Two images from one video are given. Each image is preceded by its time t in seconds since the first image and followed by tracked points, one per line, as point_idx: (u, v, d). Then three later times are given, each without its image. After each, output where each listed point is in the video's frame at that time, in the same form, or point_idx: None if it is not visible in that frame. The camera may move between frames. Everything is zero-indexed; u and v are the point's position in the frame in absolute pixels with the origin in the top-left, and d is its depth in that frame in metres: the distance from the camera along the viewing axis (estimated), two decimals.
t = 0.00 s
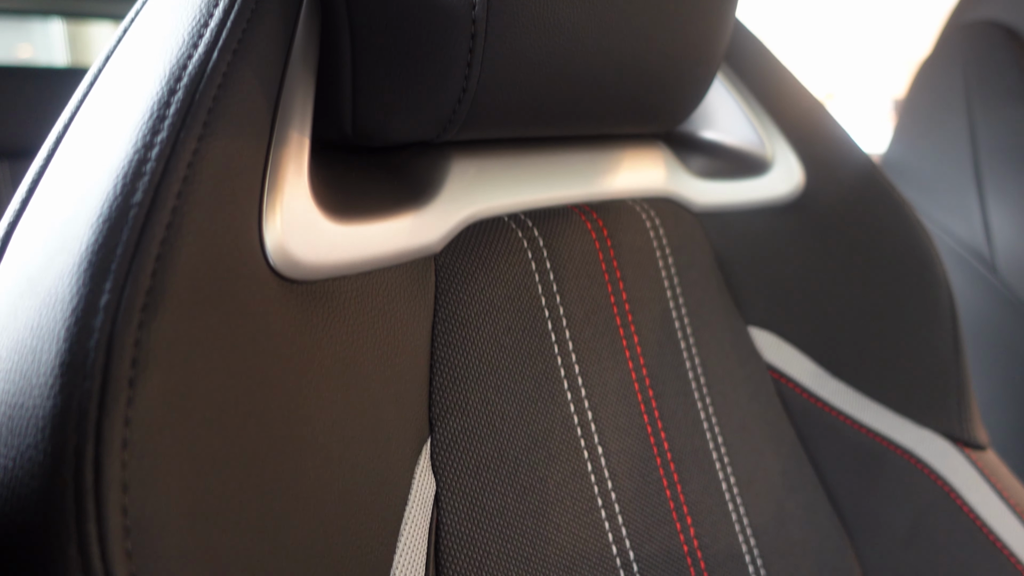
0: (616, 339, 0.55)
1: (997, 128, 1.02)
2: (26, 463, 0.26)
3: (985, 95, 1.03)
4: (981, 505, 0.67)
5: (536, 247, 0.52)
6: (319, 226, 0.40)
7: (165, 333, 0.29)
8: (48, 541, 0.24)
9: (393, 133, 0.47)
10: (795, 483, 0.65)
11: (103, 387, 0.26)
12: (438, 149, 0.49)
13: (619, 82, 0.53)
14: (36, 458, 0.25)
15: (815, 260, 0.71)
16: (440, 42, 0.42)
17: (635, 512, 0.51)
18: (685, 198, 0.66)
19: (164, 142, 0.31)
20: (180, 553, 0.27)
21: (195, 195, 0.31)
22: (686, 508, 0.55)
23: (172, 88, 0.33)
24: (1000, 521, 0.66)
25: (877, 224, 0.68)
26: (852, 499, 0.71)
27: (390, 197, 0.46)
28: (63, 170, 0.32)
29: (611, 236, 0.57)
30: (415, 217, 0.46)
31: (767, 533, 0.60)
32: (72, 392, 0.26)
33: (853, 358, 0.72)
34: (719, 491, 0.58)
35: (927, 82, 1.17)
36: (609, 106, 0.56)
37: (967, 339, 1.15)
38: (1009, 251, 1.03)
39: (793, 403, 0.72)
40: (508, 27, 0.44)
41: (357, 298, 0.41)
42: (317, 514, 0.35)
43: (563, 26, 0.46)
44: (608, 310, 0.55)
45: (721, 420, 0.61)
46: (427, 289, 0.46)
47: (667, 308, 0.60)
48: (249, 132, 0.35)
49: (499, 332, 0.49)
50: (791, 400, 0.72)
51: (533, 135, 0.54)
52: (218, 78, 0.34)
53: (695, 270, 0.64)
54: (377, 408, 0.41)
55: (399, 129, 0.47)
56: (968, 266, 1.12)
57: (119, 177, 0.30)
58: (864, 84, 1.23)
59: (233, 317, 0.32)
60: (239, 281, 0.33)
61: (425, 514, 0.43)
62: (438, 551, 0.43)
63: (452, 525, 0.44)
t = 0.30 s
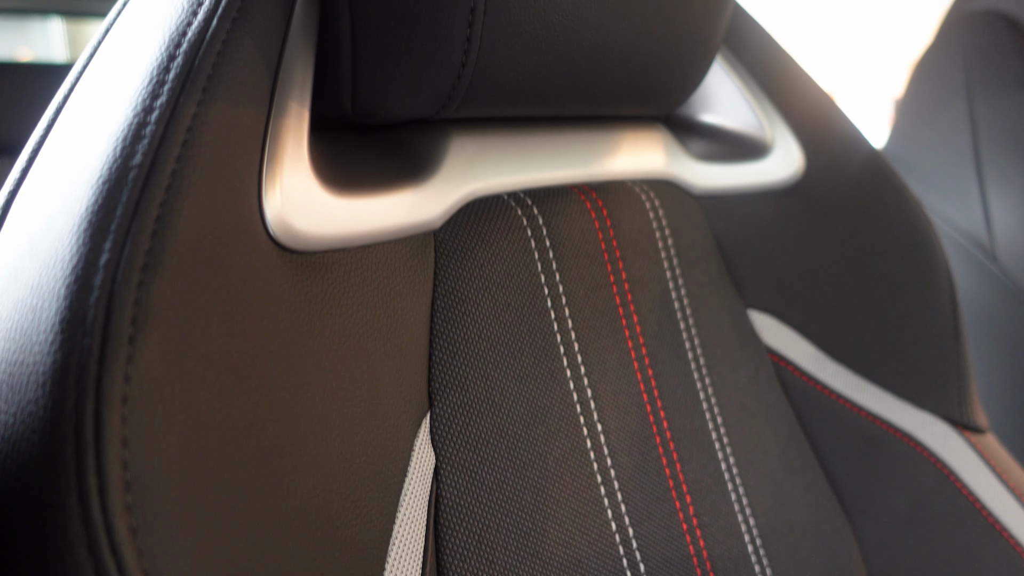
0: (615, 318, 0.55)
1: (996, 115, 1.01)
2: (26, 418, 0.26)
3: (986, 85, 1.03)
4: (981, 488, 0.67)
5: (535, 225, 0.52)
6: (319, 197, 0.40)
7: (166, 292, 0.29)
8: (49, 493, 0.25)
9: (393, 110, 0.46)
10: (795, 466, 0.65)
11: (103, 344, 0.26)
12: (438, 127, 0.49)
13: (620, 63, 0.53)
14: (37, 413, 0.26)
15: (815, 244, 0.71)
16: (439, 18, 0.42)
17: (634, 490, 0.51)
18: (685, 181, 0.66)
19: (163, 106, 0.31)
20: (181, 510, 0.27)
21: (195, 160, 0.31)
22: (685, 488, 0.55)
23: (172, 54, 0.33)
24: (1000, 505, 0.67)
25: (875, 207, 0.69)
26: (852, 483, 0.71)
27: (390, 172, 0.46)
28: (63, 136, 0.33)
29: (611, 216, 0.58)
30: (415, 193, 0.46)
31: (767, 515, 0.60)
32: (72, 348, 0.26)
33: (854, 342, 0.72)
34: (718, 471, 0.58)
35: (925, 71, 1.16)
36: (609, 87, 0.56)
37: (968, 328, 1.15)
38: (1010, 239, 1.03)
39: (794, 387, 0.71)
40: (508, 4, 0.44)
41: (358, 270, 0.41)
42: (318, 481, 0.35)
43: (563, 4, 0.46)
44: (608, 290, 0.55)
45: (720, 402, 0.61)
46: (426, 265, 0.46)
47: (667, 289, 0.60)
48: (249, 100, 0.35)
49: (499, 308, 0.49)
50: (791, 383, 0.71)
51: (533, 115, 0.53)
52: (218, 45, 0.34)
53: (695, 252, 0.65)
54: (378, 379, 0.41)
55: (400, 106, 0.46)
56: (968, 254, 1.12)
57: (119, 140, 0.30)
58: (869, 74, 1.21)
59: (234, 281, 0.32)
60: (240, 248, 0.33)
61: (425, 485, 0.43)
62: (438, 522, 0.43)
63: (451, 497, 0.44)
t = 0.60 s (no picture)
0: (614, 298, 0.55)
1: (996, 105, 1.01)
2: (27, 375, 0.26)
3: (985, 75, 1.02)
4: (980, 473, 0.67)
5: (535, 204, 0.53)
6: (319, 170, 0.40)
7: (167, 254, 0.29)
8: (50, 449, 0.25)
9: (393, 87, 0.46)
10: (794, 449, 0.65)
11: (104, 302, 0.26)
12: (438, 105, 0.49)
13: (621, 43, 0.52)
14: (37, 371, 0.26)
15: (815, 229, 0.71)
16: None
17: (634, 469, 0.52)
18: (685, 164, 0.66)
19: (164, 72, 0.31)
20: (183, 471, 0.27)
21: (195, 126, 0.31)
22: (685, 468, 0.55)
23: (172, 21, 0.33)
24: (1000, 490, 0.66)
25: (877, 192, 0.68)
26: (850, 465, 0.71)
27: (390, 148, 0.46)
28: (64, 102, 0.33)
29: (611, 197, 0.58)
30: (415, 169, 0.46)
31: (766, 497, 0.61)
32: (73, 306, 0.26)
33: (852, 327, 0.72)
34: (718, 453, 0.58)
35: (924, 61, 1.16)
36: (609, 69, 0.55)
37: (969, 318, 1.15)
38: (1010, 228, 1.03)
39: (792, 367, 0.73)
40: None
41: (358, 243, 0.41)
42: (320, 449, 0.35)
43: None
44: (607, 271, 0.55)
45: (719, 384, 0.61)
46: (427, 240, 0.47)
47: (666, 272, 0.60)
48: (248, 70, 0.35)
49: (498, 285, 0.49)
50: (791, 368, 0.72)
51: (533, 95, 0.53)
52: (218, 14, 0.34)
53: (695, 235, 0.65)
54: (378, 351, 0.41)
55: (402, 83, 0.46)
56: (968, 244, 1.12)
57: (120, 104, 0.30)
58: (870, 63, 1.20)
59: (235, 247, 0.33)
60: (240, 216, 0.33)
61: (424, 458, 0.43)
62: (437, 496, 0.43)
63: (450, 471, 0.44)
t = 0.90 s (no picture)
0: (614, 278, 0.55)
1: (996, 96, 1.01)
2: (28, 332, 0.26)
3: (983, 64, 1.02)
4: (980, 458, 0.67)
5: (535, 184, 0.53)
6: (319, 144, 0.40)
7: (167, 216, 0.29)
8: (51, 403, 0.25)
9: (393, 65, 0.46)
10: (794, 432, 0.65)
11: (105, 260, 0.26)
12: (438, 84, 0.49)
13: (623, 23, 0.52)
14: (39, 327, 0.26)
15: (815, 214, 0.71)
16: None
17: (634, 448, 0.52)
18: (684, 147, 0.66)
19: (164, 39, 0.32)
20: (184, 430, 0.27)
21: (195, 92, 0.31)
22: (685, 448, 0.55)
23: None
24: (1001, 475, 0.66)
25: (875, 177, 0.68)
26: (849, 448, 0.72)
27: (390, 124, 0.46)
28: (66, 70, 0.33)
29: (611, 179, 0.58)
30: (414, 146, 0.46)
31: (765, 478, 0.61)
32: (74, 264, 0.26)
33: (852, 312, 0.72)
34: (717, 434, 0.58)
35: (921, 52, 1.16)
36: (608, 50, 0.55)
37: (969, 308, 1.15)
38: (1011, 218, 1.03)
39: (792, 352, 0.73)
40: None
41: (359, 217, 0.42)
42: (322, 419, 0.35)
43: None
44: (608, 253, 0.55)
45: (719, 366, 0.61)
46: (427, 217, 0.47)
47: (666, 254, 0.60)
48: (248, 40, 0.36)
49: (498, 263, 0.49)
50: (791, 353, 0.73)
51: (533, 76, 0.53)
52: None
53: (694, 219, 0.65)
54: (377, 324, 0.41)
55: (403, 61, 0.46)
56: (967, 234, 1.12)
57: (121, 69, 0.31)
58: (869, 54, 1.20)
59: (235, 213, 0.33)
60: (241, 183, 0.34)
61: (424, 431, 0.43)
62: (436, 469, 0.43)
63: (449, 444, 0.44)
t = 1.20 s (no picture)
0: (614, 259, 0.55)
1: (996, 85, 1.01)
2: (28, 288, 0.26)
3: (982, 54, 1.02)
4: (979, 441, 0.68)
5: (534, 164, 0.53)
6: (318, 117, 0.40)
7: (167, 177, 0.29)
8: (51, 357, 0.25)
9: (393, 43, 0.45)
10: (794, 415, 0.65)
11: (105, 219, 0.27)
12: (437, 62, 0.49)
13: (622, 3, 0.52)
14: (39, 283, 0.26)
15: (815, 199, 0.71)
16: None
17: (633, 427, 0.52)
18: (684, 131, 0.66)
19: (164, 5, 0.32)
20: (186, 389, 0.27)
21: (195, 57, 0.32)
22: (685, 429, 0.55)
23: None
24: (1000, 460, 0.67)
25: (874, 161, 0.68)
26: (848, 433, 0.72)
27: (390, 101, 0.46)
28: (67, 38, 0.33)
29: (610, 161, 0.58)
30: (413, 122, 0.46)
31: (764, 460, 0.61)
32: (74, 222, 0.26)
33: (852, 297, 0.72)
34: (717, 415, 0.58)
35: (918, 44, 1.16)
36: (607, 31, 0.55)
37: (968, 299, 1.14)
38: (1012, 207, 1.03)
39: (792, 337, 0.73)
40: None
41: (359, 190, 0.42)
42: (324, 386, 0.35)
43: None
44: (608, 234, 0.55)
45: (718, 348, 0.61)
46: (426, 194, 0.47)
47: (665, 235, 0.60)
48: (247, 10, 0.36)
49: (497, 241, 0.49)
50: (791, 337, 0.73)
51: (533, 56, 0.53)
52: None
53: (694, 202, 0.65)
54: (378, 295, 0.41)
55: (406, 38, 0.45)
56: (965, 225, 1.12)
57: (121, 34, 0.31)
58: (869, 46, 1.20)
59: (237, 179, 0.33)
60: (242, 151, 0.34)
61: (423, 404, 0.43)
62: (435, 443, 0.44)
63: (448, 419, 0.44)
